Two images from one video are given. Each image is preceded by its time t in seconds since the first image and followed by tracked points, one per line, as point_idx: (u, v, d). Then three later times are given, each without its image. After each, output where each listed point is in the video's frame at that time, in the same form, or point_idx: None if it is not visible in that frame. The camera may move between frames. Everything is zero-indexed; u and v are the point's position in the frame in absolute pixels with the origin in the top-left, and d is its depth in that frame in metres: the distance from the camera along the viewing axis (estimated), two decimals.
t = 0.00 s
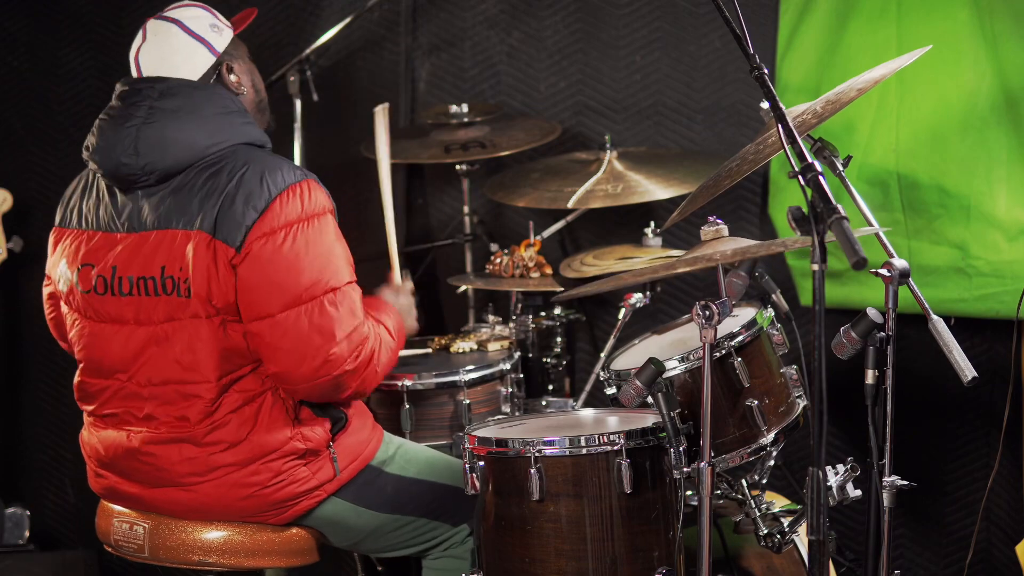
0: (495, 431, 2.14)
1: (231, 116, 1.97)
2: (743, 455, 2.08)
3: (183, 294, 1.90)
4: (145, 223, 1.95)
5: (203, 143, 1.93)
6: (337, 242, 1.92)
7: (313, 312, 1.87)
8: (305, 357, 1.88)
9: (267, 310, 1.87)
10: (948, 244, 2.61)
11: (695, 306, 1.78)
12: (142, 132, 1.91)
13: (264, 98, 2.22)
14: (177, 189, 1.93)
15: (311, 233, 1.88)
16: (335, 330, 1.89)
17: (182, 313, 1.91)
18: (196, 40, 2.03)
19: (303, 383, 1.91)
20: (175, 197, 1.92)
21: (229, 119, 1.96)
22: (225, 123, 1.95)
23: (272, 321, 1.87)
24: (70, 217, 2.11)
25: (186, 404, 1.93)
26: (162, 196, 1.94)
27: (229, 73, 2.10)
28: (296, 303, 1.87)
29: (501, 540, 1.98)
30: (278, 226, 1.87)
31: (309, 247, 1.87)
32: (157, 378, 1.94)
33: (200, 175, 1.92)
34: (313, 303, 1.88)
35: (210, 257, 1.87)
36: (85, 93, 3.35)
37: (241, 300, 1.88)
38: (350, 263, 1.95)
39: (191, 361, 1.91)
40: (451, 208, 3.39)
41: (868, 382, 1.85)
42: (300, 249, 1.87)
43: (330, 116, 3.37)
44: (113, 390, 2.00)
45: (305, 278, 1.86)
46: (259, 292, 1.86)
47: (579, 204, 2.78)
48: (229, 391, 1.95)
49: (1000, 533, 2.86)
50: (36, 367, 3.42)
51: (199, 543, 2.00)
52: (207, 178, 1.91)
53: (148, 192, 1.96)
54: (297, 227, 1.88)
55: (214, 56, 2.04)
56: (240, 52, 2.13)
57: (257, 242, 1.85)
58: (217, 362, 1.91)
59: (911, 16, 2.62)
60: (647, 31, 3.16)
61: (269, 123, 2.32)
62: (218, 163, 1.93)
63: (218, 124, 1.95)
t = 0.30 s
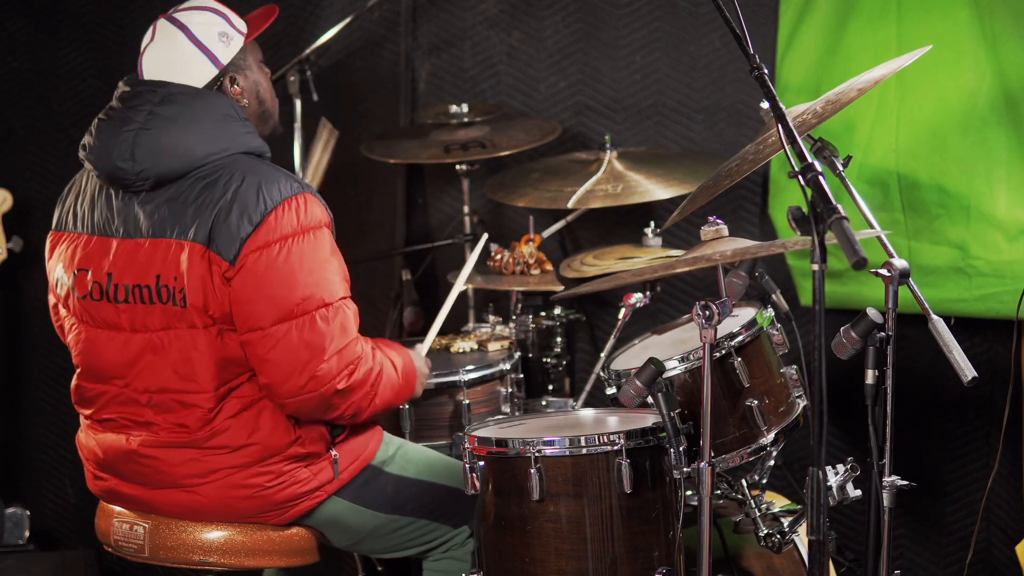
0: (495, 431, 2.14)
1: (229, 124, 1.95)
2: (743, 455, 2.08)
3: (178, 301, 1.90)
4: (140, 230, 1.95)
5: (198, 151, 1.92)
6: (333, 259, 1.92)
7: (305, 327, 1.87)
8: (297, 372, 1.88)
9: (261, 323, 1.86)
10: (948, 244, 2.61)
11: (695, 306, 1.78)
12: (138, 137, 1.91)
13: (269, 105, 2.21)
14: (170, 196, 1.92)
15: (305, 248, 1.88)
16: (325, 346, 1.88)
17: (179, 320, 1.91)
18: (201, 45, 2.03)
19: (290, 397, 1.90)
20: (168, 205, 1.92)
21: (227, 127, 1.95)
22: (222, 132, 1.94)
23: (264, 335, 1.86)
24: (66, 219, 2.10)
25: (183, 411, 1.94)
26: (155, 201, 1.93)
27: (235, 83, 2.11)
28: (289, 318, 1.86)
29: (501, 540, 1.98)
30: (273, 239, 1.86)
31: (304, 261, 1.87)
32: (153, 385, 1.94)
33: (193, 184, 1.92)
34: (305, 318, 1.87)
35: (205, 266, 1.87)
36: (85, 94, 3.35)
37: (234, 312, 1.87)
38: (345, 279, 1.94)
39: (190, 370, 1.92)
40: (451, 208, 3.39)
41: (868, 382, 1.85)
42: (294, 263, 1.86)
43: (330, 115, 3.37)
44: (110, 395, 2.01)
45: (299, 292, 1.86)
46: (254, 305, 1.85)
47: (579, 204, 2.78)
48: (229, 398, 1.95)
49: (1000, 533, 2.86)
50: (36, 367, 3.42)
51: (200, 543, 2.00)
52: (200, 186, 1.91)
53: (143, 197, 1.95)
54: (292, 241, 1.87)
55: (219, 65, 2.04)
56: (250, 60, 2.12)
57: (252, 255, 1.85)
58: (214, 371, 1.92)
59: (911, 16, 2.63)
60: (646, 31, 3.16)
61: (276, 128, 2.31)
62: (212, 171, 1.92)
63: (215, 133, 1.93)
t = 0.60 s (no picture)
0: (495, 431, 2.14)
1: (222, 116, 1.95)
2: (743, 455, 2.08)
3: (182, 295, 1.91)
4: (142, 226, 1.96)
5: (195, 144, 1.92)
6: (335, 214, 1.90)
7: (329, 280, 1.86)
8: (336, 325, 1.87)
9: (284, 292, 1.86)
10: (948, 244, 2.61)
11: (695, 306, 1.78)
12: (135, 134, 1.92)
13: (275, 106, 2.23)
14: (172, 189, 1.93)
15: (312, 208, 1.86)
16: (353, 293, 1.87)
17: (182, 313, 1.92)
18: (199, 50, 2.03)
19: (342, 348, 1.90)
20: (169, 199, 1.92)
21: (220, 119, 1.95)
22: (216, 123, 1.94)
23: (292, 302, 1.86)
24: (79, 213, 2.12)
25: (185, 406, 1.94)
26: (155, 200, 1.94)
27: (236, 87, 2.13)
28: (312, 275, 1.85)
29: (501, 540, 1.98)
30: (279, 209, 1.85)
31: (307, 223, 1.85)
32: (157, 376, 1.95)
33: (190, 176, 1.92)
34: (327, 272, 1.85)
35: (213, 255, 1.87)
36: (85, 94, 3.35)
37: (254, 291, 1.87)
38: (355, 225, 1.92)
39: (190, 362, 1.91)
40: (451, 208, 3.39)
41: (868, 382, 1.85)
42: (299, 230, 1.85)
43: (330, 115, 3.36)
44: (114, 387, 2.02)
45: (311, 252, 1.84)
46: (273, 277, 1.85)
47: (579, 204, 2.78)
48: (225, 393, 1.95)
49: (1000, 533, 2.86)
50: (36, 367, 3.42)
51: (199, 543, 2.00)
52: (199, 180, 1.91)
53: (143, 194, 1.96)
54: (295, 206, 1.86)
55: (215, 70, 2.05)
56: (251, 62, 2.14)
57: (253, 235, 1.85)
58: (216, 361, 1.91)
59: (911, 16, 2.63)
60: (646, 31, 3.16)
61: (284, 125, 2.33)
62: (211, 162, 1.92)
63: (209, 124, 1.93)
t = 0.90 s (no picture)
0: (495, 431, 2.14)
1: (249, 116, 1.98)
2: (743, 455, 2.08)
3: (190, 289, 1.91)
4: (157, 217, 1.97)
5: (219, 140, 1.94)
6: (351, 239, 1.92)
7: (328, 308, 1.87)
8: (320, 355, 1.88)
9: (282, 306, 1.87)
10: (948, 243, 2.61)
11: (695, 306, 1.78)
12: (161, 120, 1.93)
13: (295, 115, 2.23)
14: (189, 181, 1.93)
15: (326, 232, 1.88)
16: (348, 326, 1.88)
17: (189, 308, 1.92)
18: (236, 42, 2.09)
19: (316, 381, 1.90)
20: (187, 190, 1.93)
21: (247, 119, 1.97)
22: (241, 123, 1.96)
23: (287, 318, 1.87)
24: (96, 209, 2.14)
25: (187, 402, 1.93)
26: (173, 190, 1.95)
27: (261, 81, 2.13)
28: (308, 299, 1.87)
29: (501, 540, 1.98)
30: (293, 221, 1.87)
31: (325, 244, 1.87)
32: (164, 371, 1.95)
33: (210, 170, 1.93)
34: (330, 299, 1.88)
35: (223, 249, 1.88)
36: (86, 93, 3.35)
37: (254, 296, 1.88)
38: (366, 261, 1.94)
39: (195, 357, 1.91)
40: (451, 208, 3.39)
41: (868, 382, 1.85)
42: (312, 246, 1.87)
43: (330, 116, 3.37)
44: (125, 381, 2.03)
45: (320, 273, 1.86)
46: (274, 288, 1.86)
47: (579, 204, 2.78)
48: (229, 392, 1.94)
49: (1000, 533, 2.86)
50: (35, 367, 3.42)
51: (200, 545, 2.00)
52: (218, 173, 1.91)
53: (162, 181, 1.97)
54: (312, 223, 1.88)
55: (253, 63, 2.10)
56: (281, 62, 2.18)
57: (270, 239, 1.86)
58: (222, 357, 1.91)
59: (911, 16, 2.63)
60: (646, 31, 3.16)
61: (298, 141, 2.33)
62: (229, 160, 1.93)
63: (236, 122, 1.96)
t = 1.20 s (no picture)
0: (494, 431, 2.14)
1: (259, 113, 1.98)
2: (743, 455, 2.08)
3: (193, 284, 1.91)
4: (163, 213, 1.98)
5: (226, 137, 1.95)
6: (348, 238, 1.89)
7: (316, 306, 1.85)
8: (307, 352, 1.85)
9: (271, 301, 1.85)
10: (948, 244, 2.61)
11: (695, 306, 1.78)
12: (168, 117, 1.94)
13: (306, 117, 2.24)
14: (196, 178, 1.94)
15: (319, 231, 1.85)
16: (336, 325, 1.85)
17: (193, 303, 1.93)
18: (247, 42, 2.09)
19: (301, 376, 1.88)
20: (194, 186, 1.94)
21: (256, 117, 1.98)
22: (250, 120, 1.97)
23: (274, 313, 1.85)
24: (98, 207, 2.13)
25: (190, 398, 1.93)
26: (180, 187, 1.95)
27: (272, 83, 2.14)
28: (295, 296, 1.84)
29: (501, 540, 1.98)
30: (287, 219, 1.85)
31: (316, 241, 1.85)
32: (168, 367, 1.96)
33: (217, 167, 1.93)
34: (316, 298, 1.85)
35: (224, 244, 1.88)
36: (86, 94, 3.35)
37: (246, 290, 1.87)
38: (361, 260, 1.91)
39: (195, 352, 1.91)
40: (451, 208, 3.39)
41: (868, 382, 1.85)
42: (306, 243, 1.84)
43: (330, 116, 3.37)
44: (129, 378, 2.03)
45: (310, 271, 1.84)
46: (266, 283, 1.85)
47: (579, 204, 2.78)
48: (231, 390, 1.95)
49: (1000, 533, 2.86)
50: (35, 367, 3.42)
51: (200, 543, 2.00)
52: (223, 170, 1.92)
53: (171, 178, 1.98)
54: (306, 222, 1.85)
55: (262, 63, 2.10)
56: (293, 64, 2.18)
57: (263, 233, 1.85)
58: (222, 352, 1.91)
59: (911, 16, 2.63)
60: (646, 31, 3.16)
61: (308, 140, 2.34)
62: (235, 157, 1.93)
63: (244, 120, 1.96)
